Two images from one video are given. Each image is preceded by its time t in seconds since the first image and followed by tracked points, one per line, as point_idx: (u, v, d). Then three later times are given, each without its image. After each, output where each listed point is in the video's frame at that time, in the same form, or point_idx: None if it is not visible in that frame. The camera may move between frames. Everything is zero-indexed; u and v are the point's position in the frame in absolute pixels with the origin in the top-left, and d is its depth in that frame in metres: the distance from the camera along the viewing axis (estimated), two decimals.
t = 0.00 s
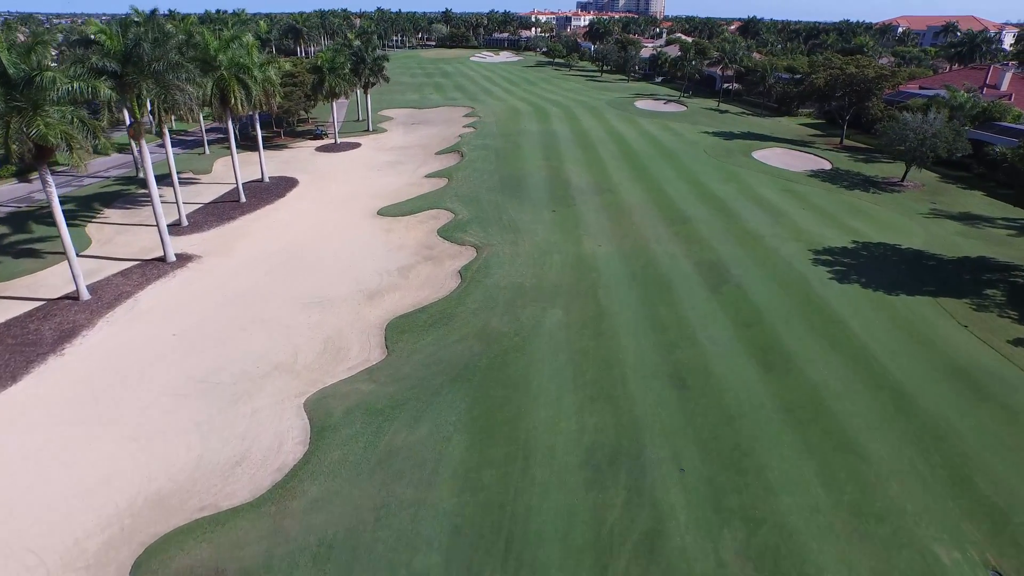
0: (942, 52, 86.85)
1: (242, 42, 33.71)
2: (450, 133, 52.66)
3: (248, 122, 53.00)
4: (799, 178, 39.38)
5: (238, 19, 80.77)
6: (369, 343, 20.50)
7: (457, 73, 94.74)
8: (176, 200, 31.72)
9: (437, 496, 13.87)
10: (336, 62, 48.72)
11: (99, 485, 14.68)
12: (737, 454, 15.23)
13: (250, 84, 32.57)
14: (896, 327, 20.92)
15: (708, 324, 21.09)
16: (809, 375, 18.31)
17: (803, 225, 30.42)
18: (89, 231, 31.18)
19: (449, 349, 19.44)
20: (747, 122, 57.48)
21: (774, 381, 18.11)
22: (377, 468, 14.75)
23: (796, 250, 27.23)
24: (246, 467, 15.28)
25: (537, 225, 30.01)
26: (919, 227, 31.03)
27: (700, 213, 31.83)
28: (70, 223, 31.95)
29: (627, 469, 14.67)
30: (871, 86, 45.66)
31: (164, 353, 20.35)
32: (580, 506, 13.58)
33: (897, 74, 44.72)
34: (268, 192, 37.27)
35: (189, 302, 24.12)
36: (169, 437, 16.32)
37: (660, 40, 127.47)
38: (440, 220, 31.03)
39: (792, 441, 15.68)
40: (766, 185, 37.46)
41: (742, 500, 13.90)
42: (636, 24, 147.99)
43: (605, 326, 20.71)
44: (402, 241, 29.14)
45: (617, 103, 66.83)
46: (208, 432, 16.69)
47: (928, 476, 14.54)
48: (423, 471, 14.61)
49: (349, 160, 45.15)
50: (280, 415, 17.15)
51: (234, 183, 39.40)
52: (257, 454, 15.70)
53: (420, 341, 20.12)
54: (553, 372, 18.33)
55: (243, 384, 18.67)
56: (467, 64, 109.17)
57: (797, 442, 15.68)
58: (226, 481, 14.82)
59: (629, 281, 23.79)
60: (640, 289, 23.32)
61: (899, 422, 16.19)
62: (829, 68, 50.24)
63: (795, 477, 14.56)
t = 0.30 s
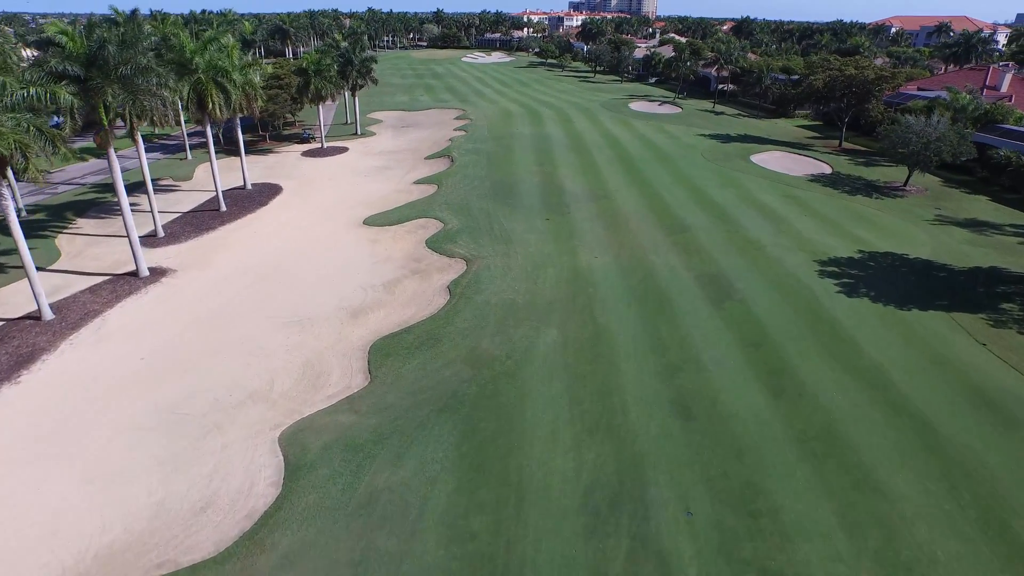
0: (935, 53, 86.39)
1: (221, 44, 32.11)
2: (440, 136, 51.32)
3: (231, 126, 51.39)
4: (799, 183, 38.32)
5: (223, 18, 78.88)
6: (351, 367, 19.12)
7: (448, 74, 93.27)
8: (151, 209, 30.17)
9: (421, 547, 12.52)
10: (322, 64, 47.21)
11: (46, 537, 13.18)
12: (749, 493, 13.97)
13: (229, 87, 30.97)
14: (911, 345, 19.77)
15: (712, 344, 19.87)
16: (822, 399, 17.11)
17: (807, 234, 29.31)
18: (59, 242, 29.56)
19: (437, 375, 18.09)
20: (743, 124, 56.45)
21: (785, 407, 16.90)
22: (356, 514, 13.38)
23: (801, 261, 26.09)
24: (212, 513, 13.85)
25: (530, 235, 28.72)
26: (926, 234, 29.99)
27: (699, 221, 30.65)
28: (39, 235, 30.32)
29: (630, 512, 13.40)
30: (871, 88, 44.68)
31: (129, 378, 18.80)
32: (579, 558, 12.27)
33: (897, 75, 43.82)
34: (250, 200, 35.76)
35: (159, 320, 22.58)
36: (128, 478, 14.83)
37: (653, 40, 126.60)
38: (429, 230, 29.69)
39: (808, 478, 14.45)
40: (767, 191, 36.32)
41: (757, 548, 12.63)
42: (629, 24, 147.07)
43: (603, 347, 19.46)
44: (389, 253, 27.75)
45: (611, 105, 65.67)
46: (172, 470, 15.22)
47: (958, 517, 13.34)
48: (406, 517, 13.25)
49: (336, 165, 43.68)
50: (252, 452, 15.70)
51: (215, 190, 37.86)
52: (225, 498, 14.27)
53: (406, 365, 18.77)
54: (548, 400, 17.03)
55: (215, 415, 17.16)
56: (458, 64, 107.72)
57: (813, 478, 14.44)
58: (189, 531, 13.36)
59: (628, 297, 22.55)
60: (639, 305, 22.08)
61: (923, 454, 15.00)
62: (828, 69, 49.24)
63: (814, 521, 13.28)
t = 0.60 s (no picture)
0: (935, 52, 85.57)
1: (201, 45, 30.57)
2: (434, 140, 49.97)
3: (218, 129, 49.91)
4: (804, 188, 37.16)
5: (213, 18, 77.37)
6: (334, 396, 17.76)
7: (443, 75, 91.91)
8: (128, 219, 28.70)
9: None
10: (311, 66, 45.77)
11: None
12: (768, 542, 12.68)
13: (210, 91, 29.47)
14: (932, 367, 18.55)
15: (720, 367, 18.61)
16: (841, 430, 15.88)
17: (815, 243, 28.12)
18: (31, 255, 28.08)
19: (426, 405, 16.79)
20: (744, 127, 55.27)
21: (802, 439, 15.63)
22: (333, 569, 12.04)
23: (810, 273, 24.89)
24: (173, 569, 12.48)
25: (527, 245, 27.43)
26: (938, 243, 28.83)
27: (702, 229, 29.42)
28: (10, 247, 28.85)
29: (638, 566, 12.09)
30: (876, 90, 43.56)
31: (92, 407, 17.36)
32: None
33: (903, 77, 42.70)
34: (235, 208, 34.35)
35: (129, 339, 21.11)
36: (83, 527, 13.44)
37: (650, 40, 125.59)
38: (421, 241, 28.37)
39: (831, 522, 13.17)
40: (771, 197, 35.11)
41: None
42: (625, 24, 146.07)
43: (604, 371, 18.18)
44: (378, 265, 26.41)
45: (608, 107, 64.46)
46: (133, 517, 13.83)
47: (999, 568, 12.08)
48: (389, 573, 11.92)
49: (326, 170, 42.28)
50: (223, 494, 14.32)
51: (198, 197, 36.42)
52: (189, 550, 12.89)
53: (393, 393, 17.43)
54: (546, 432, 15.73)
55: (184, 450, 15.76)
56: (453, 65, 106.36)
57: (837, 522, 13.17)
58: None
59: (630, 314, 21.28)
60: (642, 323, 20.80)
61: (954, 495, 13.77)
62: (831, 70, 48.11)
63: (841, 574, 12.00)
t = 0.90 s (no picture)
0: (936, 53, 84.68)
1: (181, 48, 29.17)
2: (428, 143, 48.69)
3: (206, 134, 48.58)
4: (810, 194, 35.98)
5: (204, 19, 75.83)
6: (315, 428, 16.46)
7: (439, 75, 90.47)
8: (105, 230, 27.34)
9: None
10: (301, 68, 44.42)
11: None
12: None
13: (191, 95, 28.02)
14: (958, 392, 17.35)
15: (732, 394, 17.34)
16: (865, 466, 14.63)
17: (824, 254, 26.91)
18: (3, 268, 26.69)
19: (415, 439, 15.48)
20: (745, 129, 54.09)
21: (823, 477, 14.39)
22: None
23: (822, 287, 23.67)
24: None
25: (523, 257, 26.16)
26: (952, 254, 27.68)
27: (707, 239, 28.19)
28: None
29: None
30: (881, 93, 42.43)
31: (51, 441, 16.00)
32: None
33: (910, 79, 41.59)
34: (220, 216, 32.99)
35: (98, 361, 19.75)
36: None
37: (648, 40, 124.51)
38: (412, 252, 27.09)
39: None
40: (776, 204, 33.90)
41: None
42: (622, 23, 145.16)
43: (606, 399, 16.94)
44: (367, 279, 25.11)
45: (606, 108, 63.25)
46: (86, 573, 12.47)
47: None
48: None
49: (317, 176, 40.92)
50: (188, 545, 12.97)
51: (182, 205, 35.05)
52: None
53: (379, 425, 16.12)
54: (545, 471, 14.44)
55: (149, 491, 14.43)
56: (449, 65, 105.05)
57: None
58: None
59: (633, 334, 20.04)
60: (647, 344, 19.55)
61: (994, 544, 12.52)
62: (835, 72, 46.97)
63: None
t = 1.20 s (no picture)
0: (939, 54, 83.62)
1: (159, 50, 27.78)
2: (423, 147, 47.35)
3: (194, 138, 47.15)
4: (818, 201, 34.74)
5: (195, 19, 74.40)
6: (294, 466, 15.11)
7: (435, 76, 89.17)
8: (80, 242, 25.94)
9: None
10: (291, 70, 43.03)
11: None
12: None
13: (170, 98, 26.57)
14: (988, 424, 16.09)
15: (745, 426, 16.04)
16: (895, 511, 13.35)
17: (836, 266, 25.66)
18: None
19: (402, 481, 14.18)
20: (747, 132, 52.83)
21: (850, 524, 13.09)
22: None
23: (835, 303, 22.41)
24: None
25: (520, 271, 24.84)
26: (968, 266, 26.47)
27: (713, 251, 26.92)
28: None
29: None
30: (889, 95, 41.22)
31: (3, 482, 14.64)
32: None
33: (918, 81, 40.42)
34: (204, 225, 31.63)
35: (62, 387, 18.37)
36: None
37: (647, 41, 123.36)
38: (404, 265, 25.77)
39: None
40: (783, 212, 32.66)
41: None
42: (621, 23, 144.07)
43: (610, 433, 15.63)
44: (356, 295, 23.78)
45: (606, 110, 61.96)
46: None
47: None
48: None
49: (307, 182, 39.59)
50: None
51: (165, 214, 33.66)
52: None
53: (363, 464, 14.80)
54: (544, 518, 13.12)
55: (107, 542, 13.08)
56: (446, 66, 103.69)
57: None
58: None
59: (638, 359, 18.74)
60: (653, 369, 18.25)
61: None
62: (840, 74, 45.74)
63: None
